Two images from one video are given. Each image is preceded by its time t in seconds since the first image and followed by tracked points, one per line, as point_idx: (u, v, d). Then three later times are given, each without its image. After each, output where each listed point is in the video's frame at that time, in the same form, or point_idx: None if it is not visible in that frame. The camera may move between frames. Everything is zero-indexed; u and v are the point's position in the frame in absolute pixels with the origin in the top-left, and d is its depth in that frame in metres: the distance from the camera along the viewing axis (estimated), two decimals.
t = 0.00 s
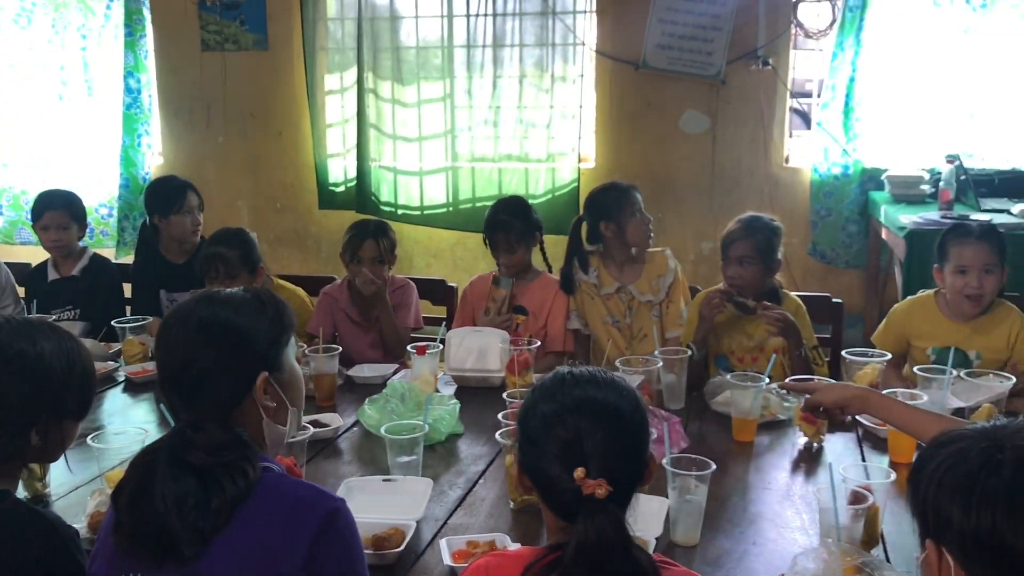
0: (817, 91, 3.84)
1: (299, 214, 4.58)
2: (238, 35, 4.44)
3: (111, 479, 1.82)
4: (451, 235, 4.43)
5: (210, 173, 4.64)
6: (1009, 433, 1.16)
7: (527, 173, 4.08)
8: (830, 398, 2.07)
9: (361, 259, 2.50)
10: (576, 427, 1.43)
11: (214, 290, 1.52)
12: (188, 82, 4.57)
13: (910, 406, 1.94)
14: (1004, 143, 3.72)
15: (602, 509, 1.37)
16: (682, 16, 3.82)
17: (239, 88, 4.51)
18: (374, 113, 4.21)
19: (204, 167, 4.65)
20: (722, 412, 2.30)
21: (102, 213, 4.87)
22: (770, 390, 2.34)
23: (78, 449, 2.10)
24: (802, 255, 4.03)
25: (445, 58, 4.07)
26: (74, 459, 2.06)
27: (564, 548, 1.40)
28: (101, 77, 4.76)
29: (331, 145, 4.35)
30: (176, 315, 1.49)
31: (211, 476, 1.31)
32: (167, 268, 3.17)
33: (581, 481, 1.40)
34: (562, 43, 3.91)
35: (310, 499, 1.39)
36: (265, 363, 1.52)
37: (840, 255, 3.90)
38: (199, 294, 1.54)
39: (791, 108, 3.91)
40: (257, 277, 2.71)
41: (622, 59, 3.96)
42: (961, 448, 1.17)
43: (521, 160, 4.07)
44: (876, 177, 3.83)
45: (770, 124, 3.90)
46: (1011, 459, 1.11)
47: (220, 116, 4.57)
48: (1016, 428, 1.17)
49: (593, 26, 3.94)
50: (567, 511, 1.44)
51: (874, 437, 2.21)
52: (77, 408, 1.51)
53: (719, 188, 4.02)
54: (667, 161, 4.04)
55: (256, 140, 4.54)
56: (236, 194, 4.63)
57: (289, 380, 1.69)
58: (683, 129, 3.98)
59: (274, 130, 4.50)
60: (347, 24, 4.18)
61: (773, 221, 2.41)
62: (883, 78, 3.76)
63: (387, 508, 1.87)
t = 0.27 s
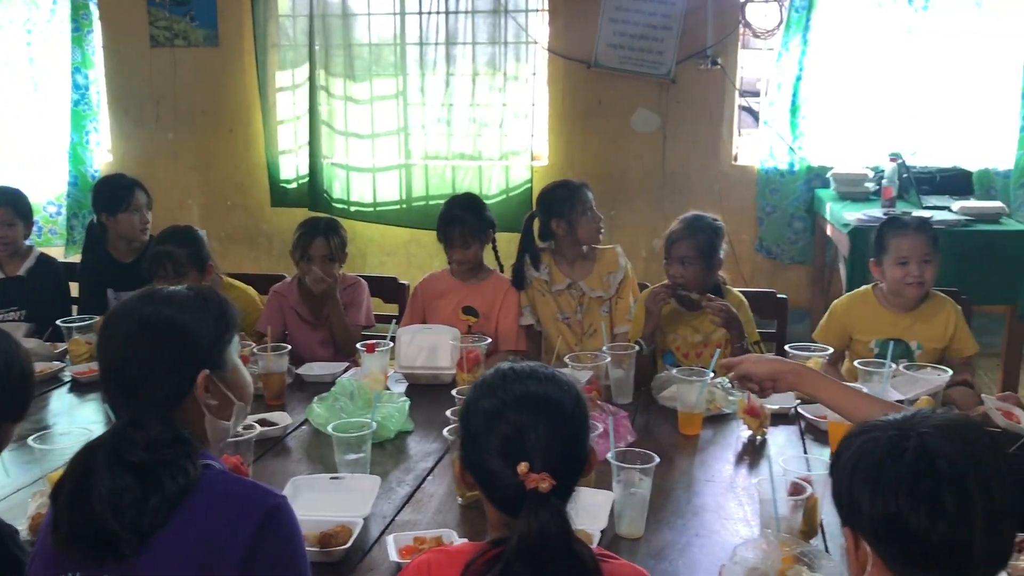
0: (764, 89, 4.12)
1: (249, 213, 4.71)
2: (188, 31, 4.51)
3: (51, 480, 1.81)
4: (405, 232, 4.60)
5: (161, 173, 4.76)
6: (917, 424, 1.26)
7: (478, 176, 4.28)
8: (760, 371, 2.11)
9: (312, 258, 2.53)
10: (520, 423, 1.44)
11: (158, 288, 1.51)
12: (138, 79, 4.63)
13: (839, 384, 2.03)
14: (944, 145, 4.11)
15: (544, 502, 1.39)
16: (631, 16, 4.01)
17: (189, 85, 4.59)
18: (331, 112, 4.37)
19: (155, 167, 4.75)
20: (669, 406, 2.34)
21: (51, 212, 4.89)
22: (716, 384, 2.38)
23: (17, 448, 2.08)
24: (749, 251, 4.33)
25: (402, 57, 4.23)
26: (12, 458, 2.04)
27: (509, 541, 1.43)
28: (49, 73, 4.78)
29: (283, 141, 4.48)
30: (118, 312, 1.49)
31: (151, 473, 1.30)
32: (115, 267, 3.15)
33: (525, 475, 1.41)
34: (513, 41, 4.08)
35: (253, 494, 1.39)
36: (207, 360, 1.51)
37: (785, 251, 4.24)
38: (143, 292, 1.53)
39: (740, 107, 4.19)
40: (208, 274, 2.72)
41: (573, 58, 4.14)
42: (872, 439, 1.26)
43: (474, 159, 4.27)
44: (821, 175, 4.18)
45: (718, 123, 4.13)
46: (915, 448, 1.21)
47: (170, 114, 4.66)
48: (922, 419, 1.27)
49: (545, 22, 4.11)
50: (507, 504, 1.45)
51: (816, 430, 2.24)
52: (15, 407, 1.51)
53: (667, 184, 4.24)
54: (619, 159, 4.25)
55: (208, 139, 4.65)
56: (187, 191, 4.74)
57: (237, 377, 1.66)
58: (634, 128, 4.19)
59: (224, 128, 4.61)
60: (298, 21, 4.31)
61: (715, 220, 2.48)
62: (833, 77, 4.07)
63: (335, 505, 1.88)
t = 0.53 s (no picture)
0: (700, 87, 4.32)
1: (184, 210, 4.70)
2: (121, 25, 4.46)
3: None
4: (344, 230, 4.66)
5: (94, 169, 4.70)
6: (822, 418, 1.31)
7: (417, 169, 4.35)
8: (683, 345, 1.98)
9: (245, 254, 2.63)
10: (445, 419, 1.43)
11: (80, 288, 1.47)
12: (69, 73, 4.57)
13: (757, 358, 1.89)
14: (872, 146, 4.37)
15: (473, 499, 1.38)
16: (570, 15, 4.16)
17: (121, 79, 4.55)
18: (269, 107, 4.38)
19: (87, 162, 4.69)
20: (605, 403, 2.36)
21: None
22: (650, 380, 2.41)
23: None
24: (688, 249, 4.51)
25: (341, 51, 4.25)
26: None
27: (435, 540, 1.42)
28: None
29: (219, 138, 4.48)
30: (39, 312, 1.44)
31: (72, 474, 1.25)
32: (42, 266, 3.08)
33: (452, 472, 1.40)
34: (453, 38, 4.17)
35: (178, 493, 1.35)
36: (132, 360, 1.48)
37: (723, 248, 4.43)
38: (64, 292, 1.49)
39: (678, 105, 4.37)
40: (139, 270, 2.68)
41: (515, 56, 4.26)
42: (778, 434, 1.31)
43: (414, 155, 4.33)
44: (757, 174, 4.37)
45: (659, 125, 4.32)
46: (817, 441, 1.26)
47: (103, 109, 4.61)
48: (825, 413, 1.32)
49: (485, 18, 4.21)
50: (433, 503, 1.44)
51: (747, 425, 2.27)
52: None
53: (608, 182, 4.41)
54: (560, 156, 4.39)
55: (142, 134, 4.61)
56: (122, 187, 4.70)
57: (159, 377, 1.61)
58: (574, 126, 4.34)
59: (159, 123, 4.58)
60: (234, 16, 4.32)
61: (647, 219, 2.53)
62: (768, 76, 4.31)
63: (266, 506, 1.86)
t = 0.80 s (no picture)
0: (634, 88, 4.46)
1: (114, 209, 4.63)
2: (48, 20, 4.40)
3: None
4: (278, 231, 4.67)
5: (21, 165, 4.60)
6: (733, 410, 1.31)
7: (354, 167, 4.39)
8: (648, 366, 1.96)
9: (175, 254, 2.62)
10: (369, 417, 1.41)
11: None
12: None
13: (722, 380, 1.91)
14: (793, 146, 4.47)
15: (396, 495, 1.36)
16: (507, 16, 4.27)
17: (48, 73, 4.47)
18: (199, 101, 4.35)
19: (14, 158, 4.58)
20: (537, 400, 2.38)
21: None
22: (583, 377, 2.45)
23: None
24: (625, 249, 4.64)
25: (275, 49, 4.29)
26: None
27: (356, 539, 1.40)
28: None
29: (150, 136, 4.43)
30: None
31: None
32: None
33: (374, 471, 1.38)
34: (390, 37, 4.24)
35: (98, 494, 1.33)
36: (47, 360, 1.43)
37: (658, 248, 4.59)
38: None
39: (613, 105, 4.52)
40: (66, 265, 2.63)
41: (451, 54, 4.36)
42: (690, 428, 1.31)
43: (352, 154, 4.37)
44: (690, 174, 4.51)
45: (594, 125, 4.47)
46: (726, 434, 1.27)
47: (29, 105, 4.52)
48: (738, 406, 1.32)
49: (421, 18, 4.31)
50: (354, 500, 1.42)
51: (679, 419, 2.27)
52: None
53: (546, 182, 4.54)
54: (498, 158, 4.51)
55: (71, 131, 4.54)
56: (50, 187, 4.61)
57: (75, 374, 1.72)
58: (513, 126, 4.46)
59: (88, 119, 4.53)
60: (165, 13, 4.30)
61: (581, 219, 2.55)
62: (700, 78, 4.43)
63: (193, 508, 1.83)
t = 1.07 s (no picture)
0: (579, 89, 4.56)
1: (50, 209, 4.60)
2: None
3: None
4: (218, 231, 4.70)
5: None
6: (662, 405, 1.31)
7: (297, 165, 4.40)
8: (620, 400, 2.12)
9: (114, 247, 2.60)
10: (295, 414, 1.34)
11: None
12: None
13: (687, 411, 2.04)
14: (729, 145, 4.65)
15: (324, 493, 1.30)
16: (450, 15, 4.38)
17: None
18: (136, 97, 4.36)
19: None
20: (478, 399, 2.39)
21: None
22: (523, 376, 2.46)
23: None
24: (569, 248, 4.78)
25: (213, 46, 4.29)
26: None
27: (280, 539, 1.32)
28: None
29: (88, 134, 4.42)
30: None
31: None
32: None
33: (301, 468, 1.32)
34: (332, 35, 4.28)
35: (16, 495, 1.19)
36: None
37: (601, 246, 4.73)
38: None
39: (556, 105, 4.62)
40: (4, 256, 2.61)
41: (393, 53, 4.44)
42: (618, 422, 1.30)
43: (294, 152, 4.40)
44: (633, 174, 4.67)
45: (539, 126, 4.60)
46: (656, 427, 1.26)
47: None
48: (666, 400, 1.32)
49: (363, 17, 4.37)
50: (282, 498, 1.35)
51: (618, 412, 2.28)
52: None
53: (490, 181, 4.67)
54: (442, 156, 4.61)
55: (7, 126, 4.50)
56: None
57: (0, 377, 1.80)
58: (456, 125, 4.56)
59: (24, 115, 4.49)
60: (104, 11, 4.28)
61: (519, 217, 2.62)
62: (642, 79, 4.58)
63: (125, 509, 1.80)
